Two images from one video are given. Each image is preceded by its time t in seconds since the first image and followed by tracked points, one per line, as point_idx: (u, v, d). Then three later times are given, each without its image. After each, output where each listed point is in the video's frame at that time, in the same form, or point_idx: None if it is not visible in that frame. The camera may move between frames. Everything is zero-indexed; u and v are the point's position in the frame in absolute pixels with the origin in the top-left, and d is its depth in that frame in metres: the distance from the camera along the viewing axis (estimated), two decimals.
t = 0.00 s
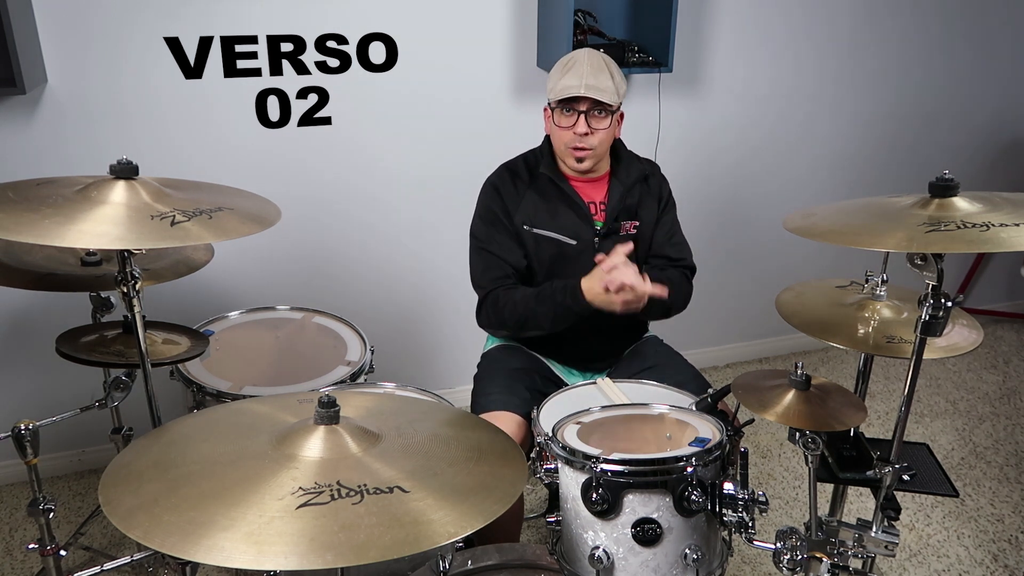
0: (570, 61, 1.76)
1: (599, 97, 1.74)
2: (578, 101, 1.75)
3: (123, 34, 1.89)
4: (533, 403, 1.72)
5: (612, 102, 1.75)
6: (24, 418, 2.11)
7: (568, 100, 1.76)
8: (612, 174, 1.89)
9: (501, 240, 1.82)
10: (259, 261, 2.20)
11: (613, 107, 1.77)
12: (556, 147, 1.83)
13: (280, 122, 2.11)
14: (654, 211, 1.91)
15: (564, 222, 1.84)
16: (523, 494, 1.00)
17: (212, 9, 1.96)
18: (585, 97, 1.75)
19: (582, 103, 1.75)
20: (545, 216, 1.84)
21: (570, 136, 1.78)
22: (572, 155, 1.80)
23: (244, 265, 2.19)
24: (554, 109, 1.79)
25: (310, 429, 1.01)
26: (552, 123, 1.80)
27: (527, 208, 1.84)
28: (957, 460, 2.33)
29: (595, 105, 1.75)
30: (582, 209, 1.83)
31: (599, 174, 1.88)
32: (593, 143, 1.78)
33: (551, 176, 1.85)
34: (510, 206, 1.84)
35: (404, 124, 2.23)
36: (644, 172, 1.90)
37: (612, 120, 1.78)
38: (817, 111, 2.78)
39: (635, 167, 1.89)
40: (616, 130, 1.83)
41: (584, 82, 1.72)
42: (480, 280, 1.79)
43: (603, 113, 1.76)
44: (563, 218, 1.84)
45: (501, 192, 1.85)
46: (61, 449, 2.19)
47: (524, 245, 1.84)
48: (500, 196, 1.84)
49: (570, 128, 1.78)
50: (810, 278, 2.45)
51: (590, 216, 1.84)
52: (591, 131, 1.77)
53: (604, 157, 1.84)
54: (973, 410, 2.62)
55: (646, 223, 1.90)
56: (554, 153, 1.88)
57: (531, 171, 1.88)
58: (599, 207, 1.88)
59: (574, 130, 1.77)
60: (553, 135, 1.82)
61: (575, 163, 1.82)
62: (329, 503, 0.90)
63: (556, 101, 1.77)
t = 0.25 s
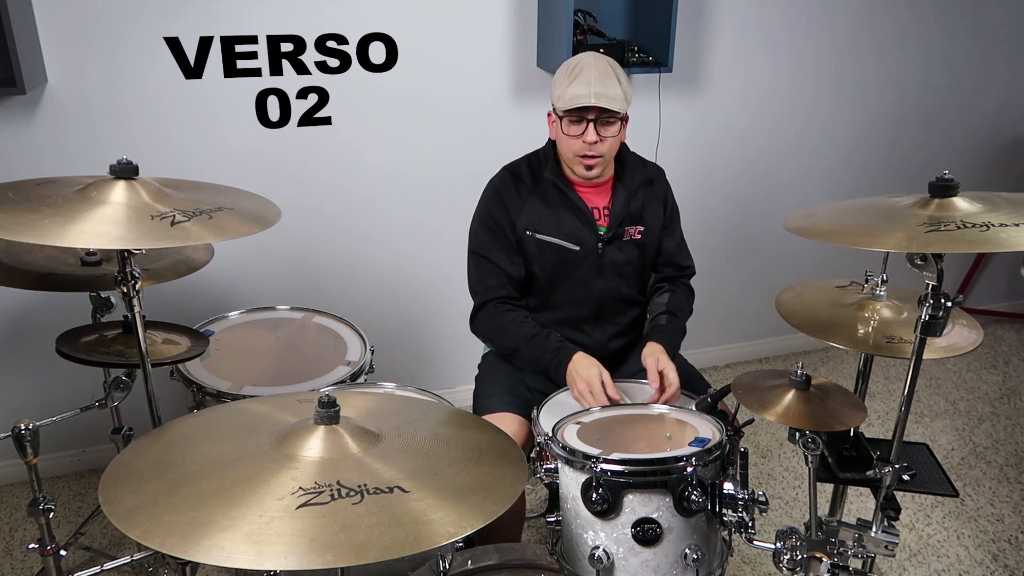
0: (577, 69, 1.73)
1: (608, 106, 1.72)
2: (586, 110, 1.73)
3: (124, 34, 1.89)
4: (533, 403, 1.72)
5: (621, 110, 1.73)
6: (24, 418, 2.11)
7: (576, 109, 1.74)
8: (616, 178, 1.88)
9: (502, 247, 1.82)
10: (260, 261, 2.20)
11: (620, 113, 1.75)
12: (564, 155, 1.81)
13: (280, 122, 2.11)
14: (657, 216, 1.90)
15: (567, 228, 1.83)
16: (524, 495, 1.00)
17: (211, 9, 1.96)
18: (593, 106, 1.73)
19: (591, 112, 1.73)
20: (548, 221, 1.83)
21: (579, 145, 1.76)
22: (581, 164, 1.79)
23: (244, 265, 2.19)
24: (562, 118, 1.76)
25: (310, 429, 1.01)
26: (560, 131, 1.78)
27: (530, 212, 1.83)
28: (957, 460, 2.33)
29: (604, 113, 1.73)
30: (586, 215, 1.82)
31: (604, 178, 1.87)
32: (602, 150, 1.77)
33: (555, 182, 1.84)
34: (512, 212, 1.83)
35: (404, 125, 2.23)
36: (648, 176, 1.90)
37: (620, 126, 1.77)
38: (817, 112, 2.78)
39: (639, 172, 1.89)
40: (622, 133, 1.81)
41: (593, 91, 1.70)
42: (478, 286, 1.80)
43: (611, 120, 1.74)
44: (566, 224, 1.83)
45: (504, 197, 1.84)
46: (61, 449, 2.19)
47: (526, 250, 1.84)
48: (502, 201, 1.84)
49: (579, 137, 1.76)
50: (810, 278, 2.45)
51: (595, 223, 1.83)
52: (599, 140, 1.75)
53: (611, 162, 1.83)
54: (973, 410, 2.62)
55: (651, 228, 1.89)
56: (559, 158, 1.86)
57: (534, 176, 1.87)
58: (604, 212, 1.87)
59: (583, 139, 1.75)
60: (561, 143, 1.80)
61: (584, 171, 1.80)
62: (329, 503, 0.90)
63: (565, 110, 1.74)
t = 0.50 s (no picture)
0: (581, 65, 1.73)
1: (612, 101, 1.72)
2: (591, 105, 1.72)
3: (123, 34, 1.89)
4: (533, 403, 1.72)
5: (624, 105, 1.73)
6: (24, 418, 2.11)
7: (580, 105, 1.73)
8: (618, 175, 1.88)
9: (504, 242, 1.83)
10: (260, 261, 2.20)
11: (624, 108, 1.75)
12: (567, 152, 1.81)
13: (280, 122, 2.11)
14: (659, 214, 1.89)
15: (568, 223, 1.83)
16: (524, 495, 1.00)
17: (211, 9, 1.96)
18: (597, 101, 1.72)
19: (595, 107, 1.73)
20: (549, 216, 1.83)
21: (583, 141, 1.75)
22: (585, 161, 1.78)
23: (245, 264, 2.19)
24: (566, 114, 1.76)
25: (310, 429, 1.01)
26: (564, 128, 1.78)
27: (532, 208, 1.83)
28: (957, 460, 2.33)
29: (608, 108, 1.73)
30: (587, 211, 1.82)
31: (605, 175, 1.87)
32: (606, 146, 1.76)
33: (557, 177, 1.84)
34: (514, 206, 1.83)
35: (403, 125, 2.23)
36: (650, 174, 1.89)
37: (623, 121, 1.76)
38: (817, 112, 2.78)
39: (641, 169, 1.88)
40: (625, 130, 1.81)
41: (597, 86, 1.70)
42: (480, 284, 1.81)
43: (615, 115, 1.74)
44: (568, 220, 1.83)
45: (506, 192, 1.84)
46: (61, 449, 2.19)
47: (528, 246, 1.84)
48: (504, 195, 1.84)
49: (583, 132, 1.75)
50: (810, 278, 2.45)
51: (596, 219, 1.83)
52: (603, 135, 1.75)
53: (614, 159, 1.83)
54: (973, 410, 2.62)
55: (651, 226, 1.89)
56: (561, 154, 1.86)
57: (537, 171, 1.87)
58: (605, 208, 1.87)
59: (587, 135, 1.75)
60: (564, 140, 1.79)
61: (589, 168, 1.80)
62: (329, 503, 0.90)
63: (568, 106, 1.74)
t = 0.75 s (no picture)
0: (579, 57, 1.76)
1: (609, 92, 1.74)
2: (588, 95, 1.75)
3: (123, 34, 1.89)
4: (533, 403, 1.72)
5: (622, 96, 1.75)
6: (24, 418, 2.11)
7: (578, 96, 1.76)
8: (617, 168, 1.89)
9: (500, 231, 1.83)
10: (260, 261, 2.20)
11: (622, 101, 1.77)
12: (566, 143, 1.82)
13: (280, 122, 2.11)
14: (658, 210, 1.89)
15: (567, 212, 1.83)
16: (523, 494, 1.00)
17: (211, 9, 1.96)
18: (595, 92, 1.75)
19: (592, 98, 1.75)
20: (548, 205, 1.84)
21: (582, 131, 1.77)
22: (583, 152, 1.79)
23: (245, 264, 2.19)
24: (564, 105, 1.78)
25: (310, 429, 1.01)
26: (562, 119, 1.80)
27: (531, 197, 1.84)
28: (957, 460, 2.33)
29: (605, 99, 1.75)
30: (586, 201, 1.83)
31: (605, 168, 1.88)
32: (603, 137, 1.78)
33: (557, 166, 1.84)
34: (513, 195, 1.83)
35: (404, 125, 2.23)
36: (649, 169, 1.90)
37: (621, 114, 1.78)
38: (817, 112, 2.78)
39: (640, 163, 1.89)
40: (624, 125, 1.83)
41: (594, 76, 1.72)
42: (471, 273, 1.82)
43: (613, 107, 1.76)
44: (566, 209, 1.84)
45: (505, 181, 1.84)
46: (61, 449, 2.19)
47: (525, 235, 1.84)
48: (503, 184, 1.84)
49: (581, 123, 1.77)
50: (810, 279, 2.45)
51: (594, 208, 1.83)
52: (601, 126, 1.77)
53: (613, 153, 1.84)
54: (973, 410, 2.62)
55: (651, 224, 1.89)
56: (561, 146, 1.87)
57: (536, 162, 1.87)
58: (604, 200, 1.87)
59: (585, 125, 1.77)
60: (563, 131, 1.82)
61: (587, 160, 1.81)
62: (329, 503, 0.90)
63: (567, 97, 1.76)
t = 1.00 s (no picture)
0: (573, 55, 1.77)
1: (602, 88, 1.74)
2: (581, 91, 1.75)
3: (123, 34, 1.89)
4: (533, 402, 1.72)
5: (615, 92, 1.75)
6: (24, 418, 2.11)
7: (571, 92, 1.76)
8: (615, 162, 1.88)
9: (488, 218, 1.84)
10: (259, 260, 2.20)
11: (615, 96, 1.77)
12: (561, 138, 1.83)
13: (280, 122, 2.11)
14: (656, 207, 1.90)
15: (562, 200, 1.84)
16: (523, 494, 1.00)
17: (211, 9, 1.96)
18: (588, 88, 1.75)
19: (585, 94, 1.76)
20: (544, 194, 1.84)
21: (576, 127, 1.78)
22: (577, 147, 1.80)
23: (245, 264, 2.19)
24: (558, 101, 1.79)
25: (310, 429, 1.01)
26: (557, 115, 1.81)
27: (527, 186, 1.85)
28: (957, 460, 2.33)
29: (599, 95, 1.75)
30: (583, 191, 1.82)
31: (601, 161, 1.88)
32: (597, 133, 1.78)
33: (554, 157, 1.85)
34: (508, 183, 1.85)
35: (404, 125, 2.23)
36: (646, 165, 1.89)
37: (615, 109, 1.78)
38: (817, 111, 2.78)
39: (638, 159, 1.89)
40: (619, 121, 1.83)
41: (586, 73, 1.73)
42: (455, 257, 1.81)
43: (606, 103, 1.76)
44: (562, 198, 1.84)
45: (500, 172, 1.86)
46: (61, 449, 2.19)
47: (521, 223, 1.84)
48: (498, 174, 1.86)
49: (575, 119, 1.78)
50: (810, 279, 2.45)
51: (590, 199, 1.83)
52: (594, 121, 1.77)
53: (607, 149, 1.84)
54: (973, 410, 2.62)
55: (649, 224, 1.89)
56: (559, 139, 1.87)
57: (533, 154, 1.88)
58: (601, 191, 1.87)
59: (578, 121, 1.78)
60: (558, 127, 1.82)
61: (581, 155, 1.82)
62: (329, 503, 0.90)
63: (560, 93, 1.77)
